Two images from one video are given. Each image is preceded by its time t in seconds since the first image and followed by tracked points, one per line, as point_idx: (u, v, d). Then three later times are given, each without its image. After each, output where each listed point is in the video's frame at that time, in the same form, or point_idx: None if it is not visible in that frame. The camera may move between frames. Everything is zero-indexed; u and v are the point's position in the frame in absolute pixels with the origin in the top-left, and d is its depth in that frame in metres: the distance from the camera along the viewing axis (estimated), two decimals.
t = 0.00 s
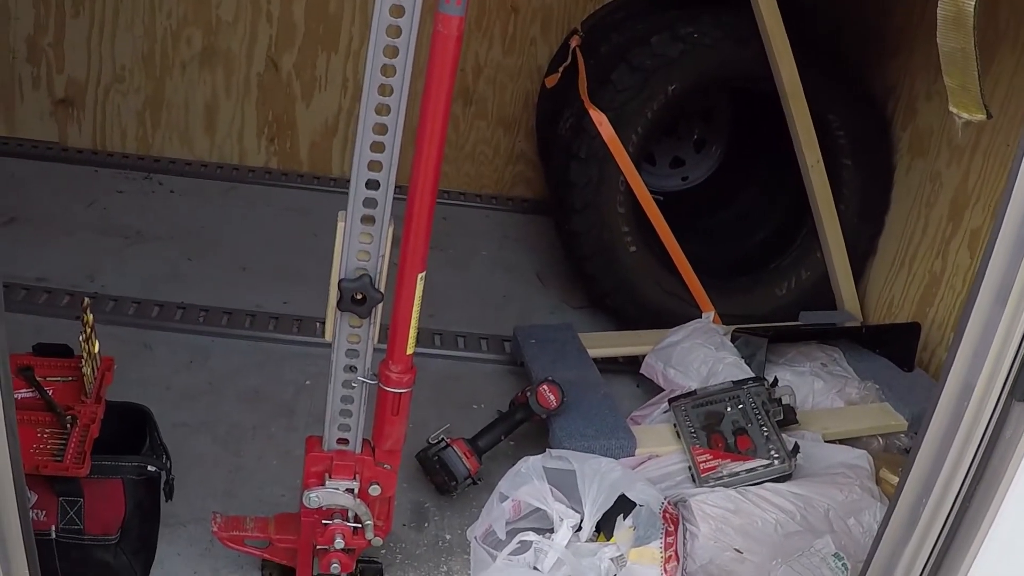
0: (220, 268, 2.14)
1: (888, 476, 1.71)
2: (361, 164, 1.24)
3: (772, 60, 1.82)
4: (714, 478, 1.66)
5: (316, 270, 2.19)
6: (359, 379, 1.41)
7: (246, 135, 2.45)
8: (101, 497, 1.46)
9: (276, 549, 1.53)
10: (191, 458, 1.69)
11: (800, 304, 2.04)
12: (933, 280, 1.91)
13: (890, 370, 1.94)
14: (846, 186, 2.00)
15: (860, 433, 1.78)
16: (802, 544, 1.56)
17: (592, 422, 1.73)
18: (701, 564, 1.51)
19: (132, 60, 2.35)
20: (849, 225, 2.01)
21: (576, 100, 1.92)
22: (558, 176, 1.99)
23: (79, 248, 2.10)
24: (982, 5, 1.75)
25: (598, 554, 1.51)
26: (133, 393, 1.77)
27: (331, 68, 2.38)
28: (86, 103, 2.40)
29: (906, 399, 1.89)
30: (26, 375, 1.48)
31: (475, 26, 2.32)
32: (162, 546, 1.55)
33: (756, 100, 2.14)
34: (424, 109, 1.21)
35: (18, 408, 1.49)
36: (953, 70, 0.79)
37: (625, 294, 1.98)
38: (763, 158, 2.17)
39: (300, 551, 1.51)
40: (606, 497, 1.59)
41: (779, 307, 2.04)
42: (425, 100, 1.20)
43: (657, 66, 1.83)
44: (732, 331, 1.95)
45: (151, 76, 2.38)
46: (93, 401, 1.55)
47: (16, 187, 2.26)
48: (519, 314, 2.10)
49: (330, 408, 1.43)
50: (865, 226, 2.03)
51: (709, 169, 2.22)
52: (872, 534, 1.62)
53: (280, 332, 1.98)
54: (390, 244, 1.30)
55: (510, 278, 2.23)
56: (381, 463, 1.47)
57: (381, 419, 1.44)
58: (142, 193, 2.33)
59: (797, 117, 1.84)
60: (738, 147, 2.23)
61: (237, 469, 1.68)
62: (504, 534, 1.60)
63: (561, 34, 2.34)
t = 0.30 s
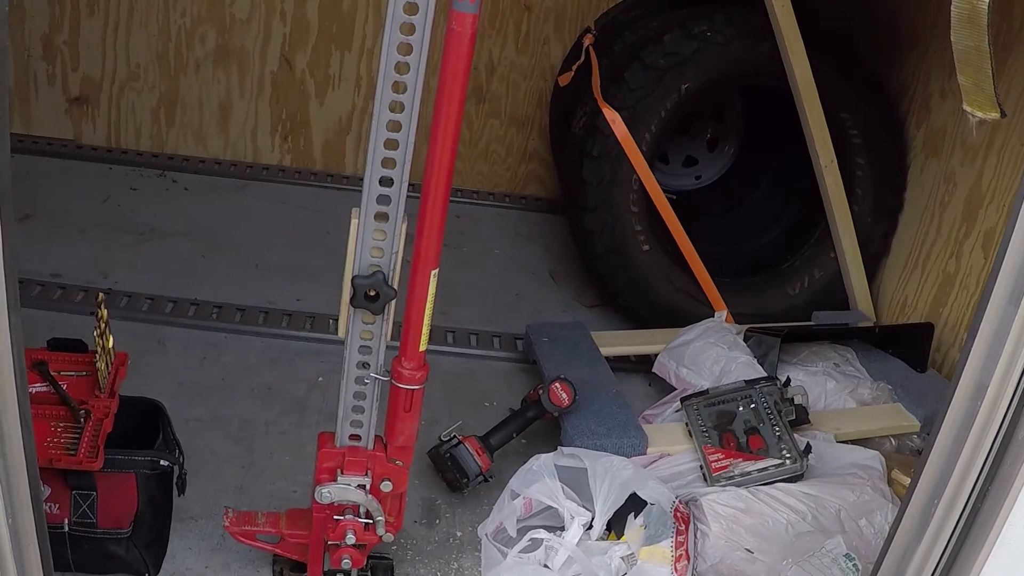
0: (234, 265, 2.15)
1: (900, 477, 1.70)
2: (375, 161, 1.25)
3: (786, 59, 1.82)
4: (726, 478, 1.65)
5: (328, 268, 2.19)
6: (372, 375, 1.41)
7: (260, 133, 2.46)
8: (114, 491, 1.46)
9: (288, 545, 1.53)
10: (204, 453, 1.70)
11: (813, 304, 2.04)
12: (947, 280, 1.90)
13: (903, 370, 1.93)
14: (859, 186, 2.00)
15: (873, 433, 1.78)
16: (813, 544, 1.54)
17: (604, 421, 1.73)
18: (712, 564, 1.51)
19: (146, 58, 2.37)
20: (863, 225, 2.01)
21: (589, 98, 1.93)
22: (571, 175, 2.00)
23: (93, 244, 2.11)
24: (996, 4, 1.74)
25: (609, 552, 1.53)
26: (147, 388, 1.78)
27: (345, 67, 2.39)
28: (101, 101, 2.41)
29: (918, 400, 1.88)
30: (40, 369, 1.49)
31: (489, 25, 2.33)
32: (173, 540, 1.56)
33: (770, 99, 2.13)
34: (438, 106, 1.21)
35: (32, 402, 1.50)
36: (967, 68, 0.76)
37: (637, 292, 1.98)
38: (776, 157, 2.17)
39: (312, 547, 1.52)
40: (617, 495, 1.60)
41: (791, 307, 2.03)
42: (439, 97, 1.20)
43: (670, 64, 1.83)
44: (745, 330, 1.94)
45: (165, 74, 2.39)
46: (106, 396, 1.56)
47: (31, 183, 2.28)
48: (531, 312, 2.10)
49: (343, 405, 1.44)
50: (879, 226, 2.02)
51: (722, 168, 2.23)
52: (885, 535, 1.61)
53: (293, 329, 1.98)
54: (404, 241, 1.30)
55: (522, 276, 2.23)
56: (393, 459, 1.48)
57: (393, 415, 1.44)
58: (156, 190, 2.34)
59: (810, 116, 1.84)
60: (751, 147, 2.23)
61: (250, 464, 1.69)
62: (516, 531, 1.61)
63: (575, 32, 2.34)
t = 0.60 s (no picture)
0: (253, 259, 2.15)
1: (922, 471, 1.69)
2: (395, 155, 1.24)
3: (805, 50, 1.81)
4: (747, 471, 1.65)
5: (347, 262, 2.19)
6: (393, 369, 1.40)
7: (279, 128, 2.46)
8: (134, 486, 1.47)
9: (310, 539, 1.53)
10: (225, 447, 1.70)
11: (834, 296, 2.03)
12: (969, 272, 1.89)
13: (925, 364, 1.92)
14: (880, 177, 1.99)
15: (895, 427, 1.77)
16: (836, 538, 1.53)
17: (624, 414, 1.73)
18: (734, 557, 1.52)
19: (164, 54, 2.37)
20: (884, 217, 2.00)
21: (609, 91, 1.92)
22: (591, 168, 1.99)
23: (112, 239, 2.12)
24: None
25: (630, 546, 1.53)
26: (168, 382, 1.79)
27: (363, 61, 2.38)
28: (119, 97, 2.42)
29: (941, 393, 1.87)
30: (61, 364, 1.49)
31: (507, 18, 2.32)
32: (194, 534, 1.56)
33: (790, 91, 2.12)
34: (458, 101, 1.20)
35: (54, 397, 1.50)
36: (991, 59, 0.77)
37: (657, 285, 1.97)
38: (796, 148, 2.16)
39: (332, 541, 1.51)
40: (638, 489, 1.60)
41: (812, 299, 2.02)
42: (459, 90, 1.19)
43: (689, 57, 1.82)
44: (766, 323, 1.93)
45: (184, 69, 2.39)
46: (127, 390, 1.56)
47: (50, 180, 2.29)
48: (550, 305, 2.10)
49: (364, 398, 1.43)
50: (900, 218, 2.01)
51: (742, 160, 2.23)
52: (907, 530, 1.60)
53: (313, 323, 1.98)
54: (425, 234, 1.30)
55: (540, 270, 2.23)
56: (414, 453, 1.47)
57: (414, 409, 1.44)
58: (175, 186, 2.35)
59: (831, 107, 1.82)
60: (771, 139, 2.21)
61: (270, 458, 1.69)
62: (537, 525, 1.61)
63: (593, 25, 2.33)
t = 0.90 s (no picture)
0: (275, 254, 2.15)
1: (948, 466, 1.67)
2: (419, 150, 1.23)
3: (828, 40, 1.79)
4: (772, 466, 1.63)
5: (368, 258, 2.19)
6: (417, 364, 1.39)
7: (300, 123, 2.47)
8: (158, 483, 1.46)
9: (334, 535, 1.53)
10: (249, 443, 1.70)
11: (858, 290, 2.01)
12: (994, 265, 1.87)
13: (950, 357, 1.90)
14: (904, 168, 1.98)
15: (920, 421, 1.75)
16: (862, 534, 1.52)
17: (649, 409, 1.72)
18: (759, 553, 1.50)
19: (185, 50, 2.38)
20: (908, 209, 1.98)
21: (631, 84, 1.91)
22: (615, 161, 1.99)
23: (133, 236, 2.12)
24: None
25: (655, 542, 1.52)
26: (191, 378, 1.79)
27: (384, 55, 2.38)
28: (141, 93, 2.43)
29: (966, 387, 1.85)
30: (84, 360, 1.49)
31: (528, 11, 2.32)
32: (218, 530, 1.56)
33: (812, 82, 2.11)
34: (482, 95, 1.19)
35: (77, 393, 1.50)
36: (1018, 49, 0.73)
37: (681, 279, 1.97)
38: (818, 140, 2.15)
39: (356, 537, 1.51)
40: (664, 484, 1.59)
41: (836, 292, 2.01)
42: (482, 84, 1.18)
43: (712, 49, 1.81)
44: (790, 317, 1.92)
45: (205, 65, 2.39)
46: (151, 387, 1.56)
47: (72, 176, 2.29)
48: (573, 300, 2.09)
49: (388, 393, 1.42)
50: (924, 210, 1.99)
51: (765, 152, 2.22)
52: (932, 525, 1.59)
53: (336, 318, 1.98)
54: (449, 229, 1.29)
55: (561, 264, 2.22)
56: (439, 449, 1.46)
57: (439, 404, 1.43)
58: (197, 181, 2.36)
59: (854, 98, 1.81)
60: (794, 131, 2.21)
61: (294, 453, 1.69)
62: (561, 521, 1.60)
63: (614, 18, 2.33)
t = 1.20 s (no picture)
0: (294, 251, 2.15)
1: (972, 462, 1.66)
2: (439, 146, 1.21)
3: (848, 30, 1.78)
4: (795, 463, 1.62)
5: (387, 254, 2.18)
6: (438, 361, 1.38)
7: (320, 118, 2.47)
8: (178, 481, 1.46)
9: (354, 532, 1.51)
10: (270, 440, 1.69)
11: (880, 285, 2.00)
12: (1017, 259, 1.86)
13: (973, 353, 1.89)
14: (926, 162, 1.97)
15: (944, 417, 1.73)
16: (885, 531, 1.51)
17: (671, 405, 1.70)
18: (782, 551, 1.50)
19: (204, 47, 2.38)
20: (930, 203, 1.97)
21: (652, 79, 1.91)
22: (636, 156, 1.98)
23: (152, 233, 2.12)
24: None
25: (677, 539, 1.51)
26: (212, 375, 1.78)
27: (404, 50, 2.38)
28: (159, 90, 2.43)
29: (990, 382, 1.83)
30: (104, 358, 1.48)
31: (548, 6, 2.31)
32: (239, 528, 1.55)
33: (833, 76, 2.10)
34: (502, 90, 1.17)
35: (96, 391, 1.49)
36: None
37: (702, 274, 1.97)
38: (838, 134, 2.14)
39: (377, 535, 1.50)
40: (686, 481, 1.57)
41: (858, 287, 2.00)
42: (503, 79, 1.16)
43: (732, 43, 1.80)
44: (812, 312, 1.91)
45: (224, 62, 2.40)
46: (170, 384, 1.55)
47: (90, 173, 2.30)
48: (594, 296, 2.08)
49: (409, 390, 1.41)
50: (946, 204, 1.98)
51: (786, 147, 2.21)
52: (956, 522, 1.57)
53: (357, 315, 1.98)
54: (470, 225, 1.27)
55: (581, 261, 2.21)
56: (460, 446, 1.45)
57: (460, 401, 1.42)
58: (217, 177, 2.36)
59: (876, 91, 1.80)
60: (815, 125, 2.20)
61: (315, 451, 1.68)
62: (583, 518, 1.59)
63: (634, 12, 2.32)
